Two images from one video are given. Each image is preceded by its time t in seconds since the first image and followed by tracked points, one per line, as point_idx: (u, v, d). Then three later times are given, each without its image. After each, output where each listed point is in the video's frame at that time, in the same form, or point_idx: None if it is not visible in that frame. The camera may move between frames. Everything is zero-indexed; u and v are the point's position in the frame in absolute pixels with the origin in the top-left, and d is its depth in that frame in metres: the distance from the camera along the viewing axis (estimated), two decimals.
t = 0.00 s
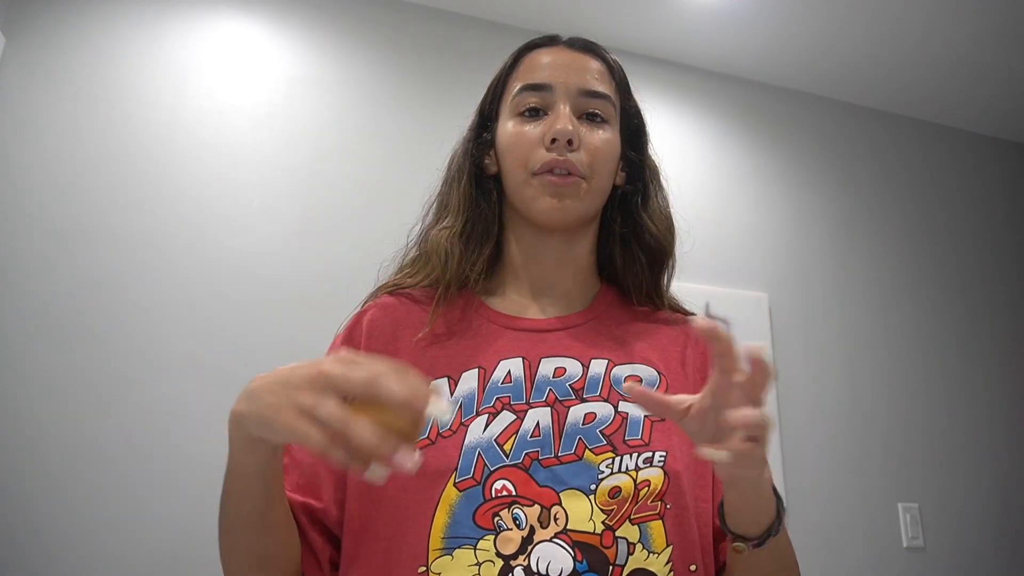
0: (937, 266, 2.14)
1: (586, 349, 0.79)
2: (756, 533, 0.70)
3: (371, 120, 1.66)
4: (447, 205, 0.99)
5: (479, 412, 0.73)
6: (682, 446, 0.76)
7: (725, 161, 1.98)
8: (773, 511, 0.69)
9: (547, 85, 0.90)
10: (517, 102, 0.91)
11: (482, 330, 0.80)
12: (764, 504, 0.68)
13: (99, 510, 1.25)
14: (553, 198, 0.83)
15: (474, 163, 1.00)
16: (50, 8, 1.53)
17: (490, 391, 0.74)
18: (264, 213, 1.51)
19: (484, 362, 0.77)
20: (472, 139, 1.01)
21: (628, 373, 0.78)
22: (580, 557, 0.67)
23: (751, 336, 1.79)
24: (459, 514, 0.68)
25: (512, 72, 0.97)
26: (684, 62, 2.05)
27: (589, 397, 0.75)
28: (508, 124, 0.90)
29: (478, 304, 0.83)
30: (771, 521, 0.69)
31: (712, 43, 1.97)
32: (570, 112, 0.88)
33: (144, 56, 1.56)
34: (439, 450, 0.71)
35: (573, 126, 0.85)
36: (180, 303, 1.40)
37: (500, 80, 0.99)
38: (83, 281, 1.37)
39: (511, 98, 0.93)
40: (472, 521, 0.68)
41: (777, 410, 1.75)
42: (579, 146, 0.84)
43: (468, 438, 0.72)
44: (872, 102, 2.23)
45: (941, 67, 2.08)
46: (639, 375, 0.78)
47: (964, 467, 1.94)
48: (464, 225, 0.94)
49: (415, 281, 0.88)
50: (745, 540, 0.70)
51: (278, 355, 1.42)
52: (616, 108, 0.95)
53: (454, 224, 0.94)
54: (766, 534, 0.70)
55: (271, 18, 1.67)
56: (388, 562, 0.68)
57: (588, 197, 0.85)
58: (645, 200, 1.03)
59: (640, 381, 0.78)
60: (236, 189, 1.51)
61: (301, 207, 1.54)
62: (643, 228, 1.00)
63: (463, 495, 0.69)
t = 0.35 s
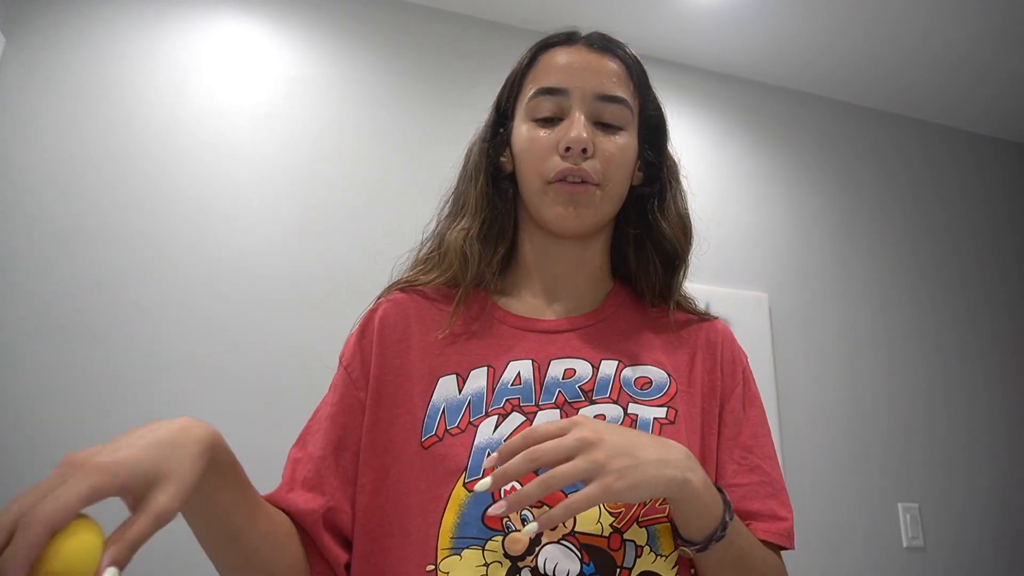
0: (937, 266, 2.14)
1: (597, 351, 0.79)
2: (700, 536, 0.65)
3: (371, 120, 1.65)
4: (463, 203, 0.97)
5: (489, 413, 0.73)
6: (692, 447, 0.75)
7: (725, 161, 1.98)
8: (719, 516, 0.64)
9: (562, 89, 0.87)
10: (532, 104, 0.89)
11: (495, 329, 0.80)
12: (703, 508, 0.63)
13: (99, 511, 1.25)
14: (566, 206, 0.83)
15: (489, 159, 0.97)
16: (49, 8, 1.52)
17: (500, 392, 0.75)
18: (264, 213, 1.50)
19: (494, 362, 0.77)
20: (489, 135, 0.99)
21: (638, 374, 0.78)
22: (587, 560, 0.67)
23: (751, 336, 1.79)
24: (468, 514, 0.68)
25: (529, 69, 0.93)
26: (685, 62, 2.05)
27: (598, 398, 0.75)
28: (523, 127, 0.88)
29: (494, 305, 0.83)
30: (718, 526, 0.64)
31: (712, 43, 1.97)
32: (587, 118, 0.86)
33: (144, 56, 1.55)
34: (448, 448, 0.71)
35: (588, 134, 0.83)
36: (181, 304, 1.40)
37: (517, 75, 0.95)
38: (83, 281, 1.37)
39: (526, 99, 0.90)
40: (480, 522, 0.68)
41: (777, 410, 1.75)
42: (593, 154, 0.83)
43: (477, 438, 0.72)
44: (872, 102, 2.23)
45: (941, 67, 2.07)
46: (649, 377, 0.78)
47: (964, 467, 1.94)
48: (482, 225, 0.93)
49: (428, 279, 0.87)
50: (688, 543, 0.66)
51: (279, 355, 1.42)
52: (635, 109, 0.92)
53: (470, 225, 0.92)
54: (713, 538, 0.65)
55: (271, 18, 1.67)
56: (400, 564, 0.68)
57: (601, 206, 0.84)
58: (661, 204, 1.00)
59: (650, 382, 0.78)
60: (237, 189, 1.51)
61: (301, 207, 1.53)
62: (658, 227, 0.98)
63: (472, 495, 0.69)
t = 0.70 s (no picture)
0: (938, 267, 2.14)
1: (600, 349, 0.79)
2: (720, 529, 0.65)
3: (371, 120, 1.65)
4: (464, 201, 0.97)
5: (494, 412, 0.73)
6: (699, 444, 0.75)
7: (726, 161, 1.98)
8: (733, 510, 0.64)
9: (571, 89, 0.87)
10: (542, 101, 0.88)
11: (499, 329, 0.80)
12: (718, 504, 0.63)
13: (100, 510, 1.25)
14: (572, 208, 0.83)
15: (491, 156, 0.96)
16: (49, 7, 1.52)
17: (504, 392, 0.75)
18: (265, 213, 1.50)
19: (497, 361, 0.77)
20: (493, 128, 0.97)
21: (641, 372, 0.78)
22: (592, 558, 0.67)
23: (752, 336, 1.80)
24: (474, 515, 0.68)
25: (538, 64, 0.92)
26: (686, 62, 2.05)
27: (603, 396, 0.76)
28: (530, 126, 0.88)
29: (496, 305, 0.83)
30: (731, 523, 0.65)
31: (714, 42, 1.97)
32: (594, 119, 0.86)
33: (144, 56, 1.55)
34: (453, 448, 0.71)
35: (596, 137, 0.83)
36: (182, 304, 1.40)
37: (524, 70, 0.94)
38: (84, 281, 1.37)
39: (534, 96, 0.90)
40: (487, 522, 0.68)
41: (778, 410, 1.76)
42: (600, 157, 0.83)
43: (482, 438, 0.72)
44: (872, 102, 2.23)
45: (941, 67, 2.08)
46: (652, 375, 0.78)
47: (964, 467, 1.94)
48: (484, 223, 0.92)
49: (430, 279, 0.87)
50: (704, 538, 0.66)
51: (279, 355, 1.42)
52: (642, 111, 0.92)
53: (473, 223, 0.92)
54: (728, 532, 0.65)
55: (273, 18, 1.67)
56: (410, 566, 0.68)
57: (605, 209, 0.85)
58: (665, 205, 0.99)
59: (653, 380, 0.78)
60: (237, 189, 1.51)
61: (302, 207, 1.53)
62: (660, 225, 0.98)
63: (479, 495, 0.69)
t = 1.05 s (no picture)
0: (937, 266, 2.14)
1: (589, 329, 0.77)
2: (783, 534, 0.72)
3: (371, 119, 1.66)
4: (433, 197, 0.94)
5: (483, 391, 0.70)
6: (687, 423, 0.73)
7: (725, 161, 1.99)
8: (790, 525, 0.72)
9: (559, 69, 0.89)
10: (525, 82, 0.89)
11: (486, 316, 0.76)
12: (787, 514, 0.71)
13: (101, 509, 1.25)
14: (578, 166, 0.79)
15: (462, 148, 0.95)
16: (52, 7, 1.53)
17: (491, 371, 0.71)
18: (266, 212, 1.51)
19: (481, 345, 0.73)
20: (457, 129, 0.97)
21: (630, 352, 0.76)
22: (590, 537, 0.64)
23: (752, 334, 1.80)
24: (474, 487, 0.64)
25: (505, 61, 0.94)
26: (685, 62, 2.06)
27: (594, 372, 0.73)
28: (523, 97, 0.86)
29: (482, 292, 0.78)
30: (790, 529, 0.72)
31: (712, 42, 1.98)
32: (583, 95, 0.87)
33: (145, 55, 1.56)
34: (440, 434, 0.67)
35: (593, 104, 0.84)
36: (183, 302, 1.40)
37: (490, 69, 0.96)
38: (86, 279, 1.37)
39: (517, 79, 0.90)
40: (489, 491, 0.64)
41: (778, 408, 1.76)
42: (597, 120, 0.83)
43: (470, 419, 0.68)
44: (870, 102, 2.24)
45: (939, 67, 2.09)
46: (641, 354, 0.76)
47: (963, 467, 1.94)
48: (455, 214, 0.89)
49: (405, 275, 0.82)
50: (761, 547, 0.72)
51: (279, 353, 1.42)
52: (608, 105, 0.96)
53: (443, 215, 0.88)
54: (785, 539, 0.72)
55: (272, 18, 1.67)
56: None
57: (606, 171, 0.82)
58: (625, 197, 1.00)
59: (643, 360, 0.75)
60: (235, 187, 1.51)
61: (301, 206, 1.53)
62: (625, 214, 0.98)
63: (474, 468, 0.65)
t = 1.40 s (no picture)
0: (936, 266, 2.14)
1: (585, 326, 0.77)
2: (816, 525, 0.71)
3: (369, 120, 1.66)
4: (427, 194, 0.94)
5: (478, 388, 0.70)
6: (685, 420, 0.73)
7: (724, 161, 1.99)
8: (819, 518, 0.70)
9: (562, 70, 0.89)
10: (528, 79, 0.89)
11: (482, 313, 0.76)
12: (818, 504, 0.69)
13: (101, 509, 1.25)
14: (580, 159, 0.78)
15: (457, 144, 0.95)
16: (53, 8, 1.53)
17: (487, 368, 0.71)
18: (266, 212, 1.51)
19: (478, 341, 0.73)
20: (453, 122, 0.96)
21: (626, 349, 0.76)
22: (581, 535, 0.64)
23: (752, 335, 1.80)
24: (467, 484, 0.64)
25: (507, 60, 0.94)
26: (685, 63, 2.06)
27: (588, 368, 0.73)
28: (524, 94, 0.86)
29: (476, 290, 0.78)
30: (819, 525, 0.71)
31: (711, 42, 1.98)
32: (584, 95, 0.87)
33: (144, 56, 1.56)
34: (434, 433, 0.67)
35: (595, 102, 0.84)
36: (185, 302, 1.40)
37: (491, 66, 0.96)
38: (87, 279, 1.37)
39: (520, 75, 0.90)
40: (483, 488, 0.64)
41: (778, 408, 1.76)
42: (599, 119, 0.82)
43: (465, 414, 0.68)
44: (871, 102, 2.24)
45: (939, 67, 2.09)
46: (637, 352, 0.76)
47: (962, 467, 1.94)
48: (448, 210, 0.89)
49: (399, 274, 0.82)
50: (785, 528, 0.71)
51: (280, 353, 1.42)
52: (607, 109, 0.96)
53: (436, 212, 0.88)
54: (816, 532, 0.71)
55: (271, 18, 1.67)
56: None
57: (606, 170, 0.81)
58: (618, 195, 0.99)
59: (638, 357, 0.75)
60: (235, 187, 1.51)
61: (301, 206, 1.54)
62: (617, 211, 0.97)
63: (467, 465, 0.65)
